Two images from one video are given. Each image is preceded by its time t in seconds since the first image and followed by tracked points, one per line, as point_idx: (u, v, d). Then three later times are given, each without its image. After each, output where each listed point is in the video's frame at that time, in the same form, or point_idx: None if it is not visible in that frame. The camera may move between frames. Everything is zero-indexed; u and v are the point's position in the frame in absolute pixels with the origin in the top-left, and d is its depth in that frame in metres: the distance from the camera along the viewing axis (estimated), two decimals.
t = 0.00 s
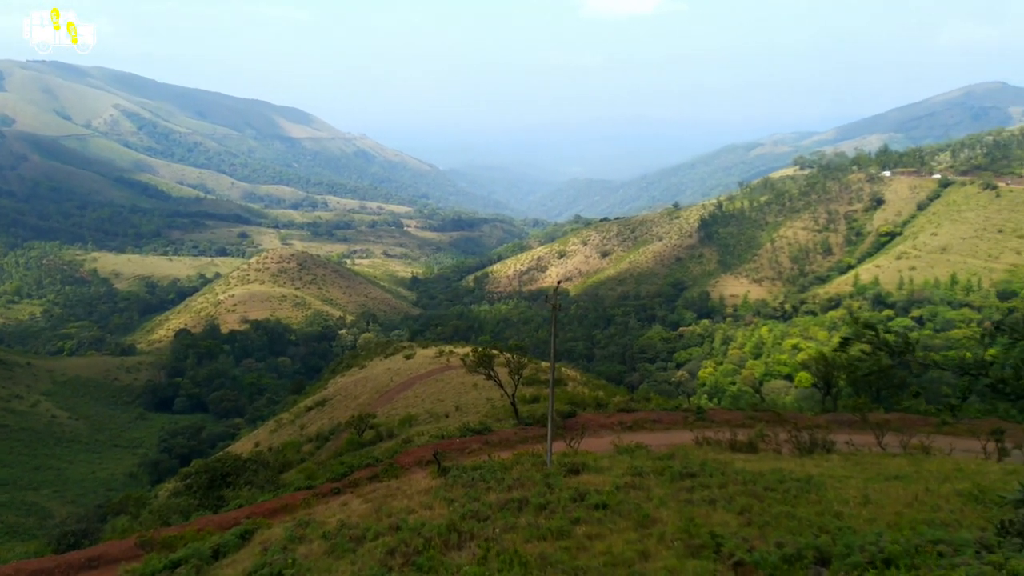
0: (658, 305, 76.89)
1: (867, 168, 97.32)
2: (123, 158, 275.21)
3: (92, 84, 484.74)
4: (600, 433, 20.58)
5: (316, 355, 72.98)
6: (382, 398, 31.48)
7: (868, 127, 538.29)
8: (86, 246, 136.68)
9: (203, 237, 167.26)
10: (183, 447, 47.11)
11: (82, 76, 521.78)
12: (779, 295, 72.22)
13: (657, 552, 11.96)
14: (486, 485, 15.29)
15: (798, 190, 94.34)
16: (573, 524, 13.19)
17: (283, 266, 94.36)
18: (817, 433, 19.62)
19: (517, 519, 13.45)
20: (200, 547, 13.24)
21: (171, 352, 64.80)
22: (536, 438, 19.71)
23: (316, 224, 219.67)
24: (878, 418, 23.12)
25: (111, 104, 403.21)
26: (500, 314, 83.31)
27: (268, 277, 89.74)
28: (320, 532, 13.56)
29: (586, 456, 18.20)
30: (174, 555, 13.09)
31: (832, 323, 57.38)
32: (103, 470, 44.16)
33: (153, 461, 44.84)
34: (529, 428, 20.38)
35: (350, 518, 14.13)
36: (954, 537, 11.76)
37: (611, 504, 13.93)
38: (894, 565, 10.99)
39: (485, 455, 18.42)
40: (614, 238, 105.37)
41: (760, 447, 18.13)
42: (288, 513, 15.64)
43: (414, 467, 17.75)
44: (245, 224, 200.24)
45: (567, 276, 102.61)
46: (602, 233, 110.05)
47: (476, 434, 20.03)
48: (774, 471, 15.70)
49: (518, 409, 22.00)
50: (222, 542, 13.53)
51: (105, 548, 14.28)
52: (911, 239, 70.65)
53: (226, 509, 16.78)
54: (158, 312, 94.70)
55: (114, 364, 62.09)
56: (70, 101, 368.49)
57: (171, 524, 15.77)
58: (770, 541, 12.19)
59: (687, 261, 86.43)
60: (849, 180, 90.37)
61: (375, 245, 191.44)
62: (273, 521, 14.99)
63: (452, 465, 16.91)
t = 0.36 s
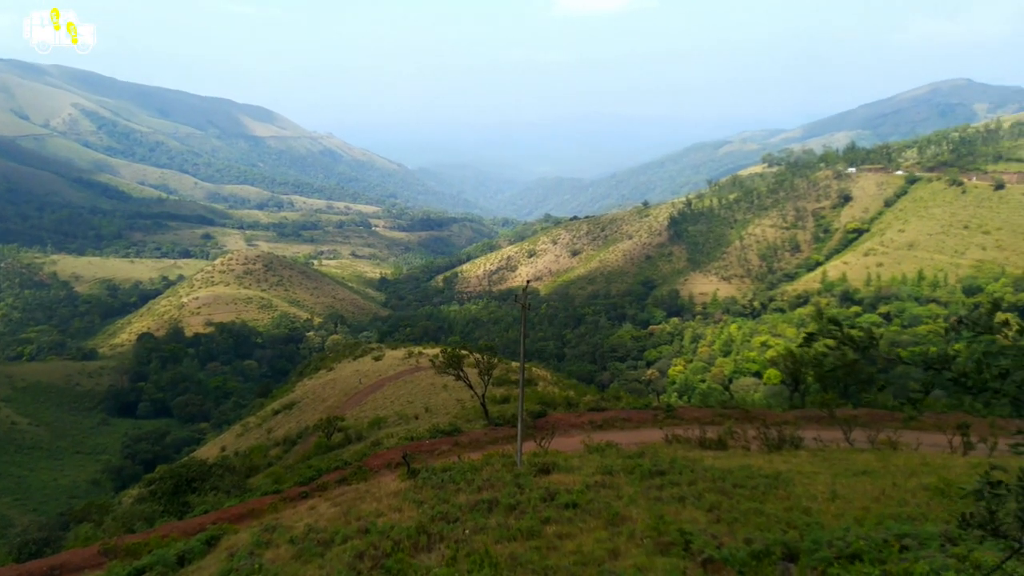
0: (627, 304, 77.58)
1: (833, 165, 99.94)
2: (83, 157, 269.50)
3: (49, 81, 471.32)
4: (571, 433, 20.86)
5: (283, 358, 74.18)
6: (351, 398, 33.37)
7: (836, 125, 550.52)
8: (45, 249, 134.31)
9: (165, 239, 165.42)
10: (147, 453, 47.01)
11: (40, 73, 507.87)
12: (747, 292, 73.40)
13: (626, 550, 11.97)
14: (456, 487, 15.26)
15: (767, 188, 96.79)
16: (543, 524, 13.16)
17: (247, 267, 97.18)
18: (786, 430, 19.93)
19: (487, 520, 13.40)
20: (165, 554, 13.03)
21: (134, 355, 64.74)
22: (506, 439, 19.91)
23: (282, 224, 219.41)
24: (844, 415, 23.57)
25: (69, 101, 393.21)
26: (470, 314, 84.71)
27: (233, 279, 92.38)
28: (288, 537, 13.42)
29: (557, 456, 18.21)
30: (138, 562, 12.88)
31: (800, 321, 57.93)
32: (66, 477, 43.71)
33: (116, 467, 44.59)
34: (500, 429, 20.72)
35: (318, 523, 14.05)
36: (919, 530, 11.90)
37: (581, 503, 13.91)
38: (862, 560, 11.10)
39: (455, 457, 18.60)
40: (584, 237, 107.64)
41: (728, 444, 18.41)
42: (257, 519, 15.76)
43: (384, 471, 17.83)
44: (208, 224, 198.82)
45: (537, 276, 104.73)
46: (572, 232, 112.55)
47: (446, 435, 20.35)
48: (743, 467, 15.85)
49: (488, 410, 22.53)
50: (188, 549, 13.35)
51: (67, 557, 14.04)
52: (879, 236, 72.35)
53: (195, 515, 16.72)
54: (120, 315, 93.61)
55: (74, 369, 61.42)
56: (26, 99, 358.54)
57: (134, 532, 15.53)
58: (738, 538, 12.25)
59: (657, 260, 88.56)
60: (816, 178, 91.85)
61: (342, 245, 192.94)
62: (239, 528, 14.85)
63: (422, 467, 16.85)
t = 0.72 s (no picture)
0: (589, 301, 85.26)
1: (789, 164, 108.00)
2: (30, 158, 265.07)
3: None
4: (535, 432, 22.02)
5: (241, 361, 80.94)
6: (313, 403, 36.94)
7: (796, 124, 575.36)
8: None
9: (118, 241, 164.84)
10: (101, 460, 51.14)
11: None
12: (707, 291, 80.44)
13: (590, 548, 11.99)
14: (419, 489, 15.40)
15: (726, 185, 106.22)
16: (506, 524, 13.19)
17: (204, 269, 104.99)
18: (746, 427, 20.78)
19: (450, 521, 13.42)
20: (121, 564, 12.78)
21: (88, 361, 70.57)
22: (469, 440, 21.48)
23: (240, 224, 226.52)
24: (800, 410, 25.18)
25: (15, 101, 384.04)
26: (433, 313, 91.59)
27: (189, 282, 99.61)
28: (247, 544, 13.28)
29: (521, 455, 18.47)
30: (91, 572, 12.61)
31: (757, 315, 64.64)
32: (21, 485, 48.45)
33: (69, 476, 48.71)
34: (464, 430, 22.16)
35: (279, 528, 14.03)
36: (877, 522, 12.11)
37: (544, 503, 13.99)
38: (821, 553, 11.29)
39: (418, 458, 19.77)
40: (546, 236, 118.28)
41: (689, 441, 19.17)
42: (214, 526, 16.07)
43: (346, 474, 18.58)
44: (162, 226, 199.12)
45: (500, 275, 113.79)
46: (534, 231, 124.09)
47: (409, 439, 22.11)
48: (705, 464, 16.21)
49: (450, 412, 25.05)
50: (144, 558, 13.15)
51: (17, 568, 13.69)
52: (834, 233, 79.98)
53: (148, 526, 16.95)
54: (71, 320, 96.77)
55: (27, 376, 67.24)
56: None
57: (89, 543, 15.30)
58: (700, 534, 12.35)
59: (618, 258, 98.88)
60: (773, 176, 100.92)
61: (301, 247, 201.66)
62: (198, 536, 14.74)
63: (385, 471, 17.06)
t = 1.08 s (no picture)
0: (547, 300, 91.91)
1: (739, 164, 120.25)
2: None
3: None
4: (494, 431, 23.95)
5: (193, 365, 85.20)
6: (268, 409, 40.18)
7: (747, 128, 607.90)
8: None
9: (63, 243, 161.98)
10: (46, 471, 51.75)
11: None
12: (662, 287, 88.37)
13: (548, 546, 12.13)
14: (377, 493, 15.63)
15: (680, 185, 116.63)
16: (465, 525, 13.35)
17: (153, 271, 109.60)
18: (698, 422, 21.84)
19: (409, 525, 13.55)
20: None
21: (31, 367, 72.19)
22: (427, 440, 23.76)
23: (190, 225, 227.56)
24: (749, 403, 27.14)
25: None
26: (390, 314, 98.07)
27: (137, 284, 104.13)
28: (199, 553, 13.21)
29: (480, 455, 18.81)
30: None
31: (711, 313, 68.26)
32: None
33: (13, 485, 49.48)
34: (421, 432, 24.55)
35: (232, 536, 14.15)
36: (824, 512, 12.49)
37: (502, 502, 14.28)
38: (772, 543, 11.66)
39: (374, 462, 21.88)
40: (502, 236, 124.65)
41: (644, 436, 20.32)
42: (165, 534, 17.43)
43: (301, 479, 20.46)
44: (108, 227, 196.32)
45: (457, 275, 119.22)
46: (490, 231, 129.97)
47: (367, 440, 24.04)
48: (659, 459, 16.71)
49: (410, 415, 27.31)
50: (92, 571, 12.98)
51: None
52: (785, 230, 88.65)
53: (97, 537, 18.07)
54: (11, 326, 98.32)
55: None
56: None
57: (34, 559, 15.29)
58: (655, 528, 12.65)
59: (576, 256, 107.26)
60: (725, 176, 112.68)
61: (254, 248, 205.86)
62: (149, 547, 14.68)
63: (343, 477, 17.40)
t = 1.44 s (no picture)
0: (503, 299, 95.14)
1: (687, 165, 126.89)
2: None
3: None
4: (451, 432, 24.49)
5: (136, 371, 82.74)
6: (217, 416, 39.52)
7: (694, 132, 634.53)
8: None
9: None
10: None
11: None
12: (617, 285, 91.16)
13: (505, 544, 12.27)
14: (332, 497, 15.56)
15: (632, 184, 121.04)
16: (421, 527, 13.42)
17: (93, 274, 105.70)
18: (651, 416, 22.53)
19: (364, 528, 13.53)
20: None
21: None
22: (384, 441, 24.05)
23: (133, 225, 219.17)
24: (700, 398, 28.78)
25: None
26: (345, 317, 99.50)
27: (76, 289, 100.22)
28: (146, 566, 12.90)
29: (436, 456, 18.89)
30: None
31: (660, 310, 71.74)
32: None
33: None
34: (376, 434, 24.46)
35: (180, 547, 13.96)
36: (769, 500, 13.08)
37: (459, 502, 14.39)
38: (720, 533, 12.14)
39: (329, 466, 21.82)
40: (458, 236, 131.90)
41: (600, 432, 21.02)
42: (111, 546, 16.76)
43: (253, 486, 20.15)
44: (43, 228, 187.69)
45: (413, 275, 124.25)
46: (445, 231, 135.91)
47: (321, 444, 24.05)
48: (614, 454, 17.11)
49: (364, 417, 27.43)
50: None
51: None
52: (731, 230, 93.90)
53: (35, 551, 17.35)
54: None
55: None
56: None
57: None
58: (609, 522, 12.96)
59: (532, 255, 111.48)
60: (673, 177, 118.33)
61: (201, 248, 199.99)
62: (91, 563, 14.19)
63: (295, 482, 17.23)
